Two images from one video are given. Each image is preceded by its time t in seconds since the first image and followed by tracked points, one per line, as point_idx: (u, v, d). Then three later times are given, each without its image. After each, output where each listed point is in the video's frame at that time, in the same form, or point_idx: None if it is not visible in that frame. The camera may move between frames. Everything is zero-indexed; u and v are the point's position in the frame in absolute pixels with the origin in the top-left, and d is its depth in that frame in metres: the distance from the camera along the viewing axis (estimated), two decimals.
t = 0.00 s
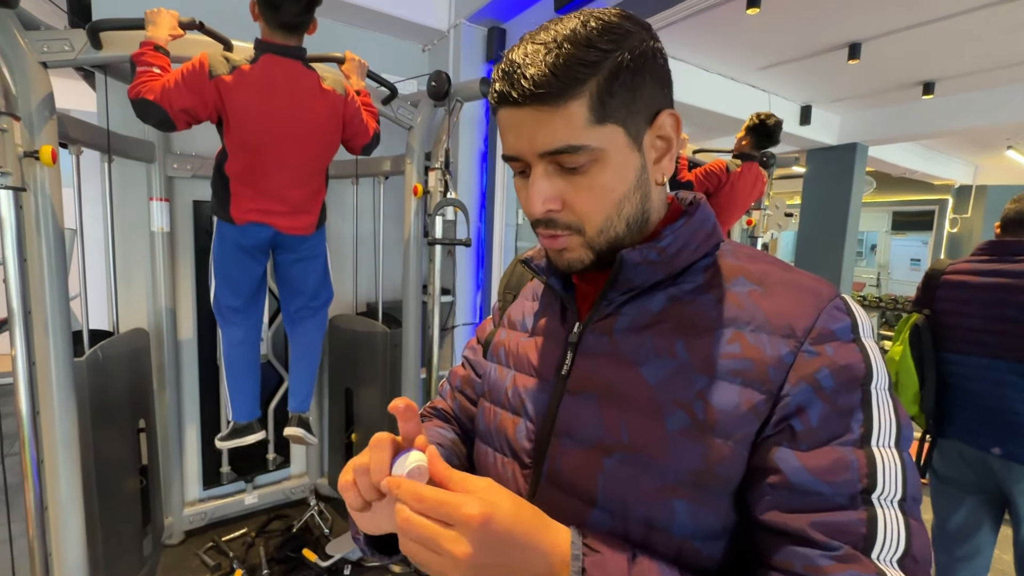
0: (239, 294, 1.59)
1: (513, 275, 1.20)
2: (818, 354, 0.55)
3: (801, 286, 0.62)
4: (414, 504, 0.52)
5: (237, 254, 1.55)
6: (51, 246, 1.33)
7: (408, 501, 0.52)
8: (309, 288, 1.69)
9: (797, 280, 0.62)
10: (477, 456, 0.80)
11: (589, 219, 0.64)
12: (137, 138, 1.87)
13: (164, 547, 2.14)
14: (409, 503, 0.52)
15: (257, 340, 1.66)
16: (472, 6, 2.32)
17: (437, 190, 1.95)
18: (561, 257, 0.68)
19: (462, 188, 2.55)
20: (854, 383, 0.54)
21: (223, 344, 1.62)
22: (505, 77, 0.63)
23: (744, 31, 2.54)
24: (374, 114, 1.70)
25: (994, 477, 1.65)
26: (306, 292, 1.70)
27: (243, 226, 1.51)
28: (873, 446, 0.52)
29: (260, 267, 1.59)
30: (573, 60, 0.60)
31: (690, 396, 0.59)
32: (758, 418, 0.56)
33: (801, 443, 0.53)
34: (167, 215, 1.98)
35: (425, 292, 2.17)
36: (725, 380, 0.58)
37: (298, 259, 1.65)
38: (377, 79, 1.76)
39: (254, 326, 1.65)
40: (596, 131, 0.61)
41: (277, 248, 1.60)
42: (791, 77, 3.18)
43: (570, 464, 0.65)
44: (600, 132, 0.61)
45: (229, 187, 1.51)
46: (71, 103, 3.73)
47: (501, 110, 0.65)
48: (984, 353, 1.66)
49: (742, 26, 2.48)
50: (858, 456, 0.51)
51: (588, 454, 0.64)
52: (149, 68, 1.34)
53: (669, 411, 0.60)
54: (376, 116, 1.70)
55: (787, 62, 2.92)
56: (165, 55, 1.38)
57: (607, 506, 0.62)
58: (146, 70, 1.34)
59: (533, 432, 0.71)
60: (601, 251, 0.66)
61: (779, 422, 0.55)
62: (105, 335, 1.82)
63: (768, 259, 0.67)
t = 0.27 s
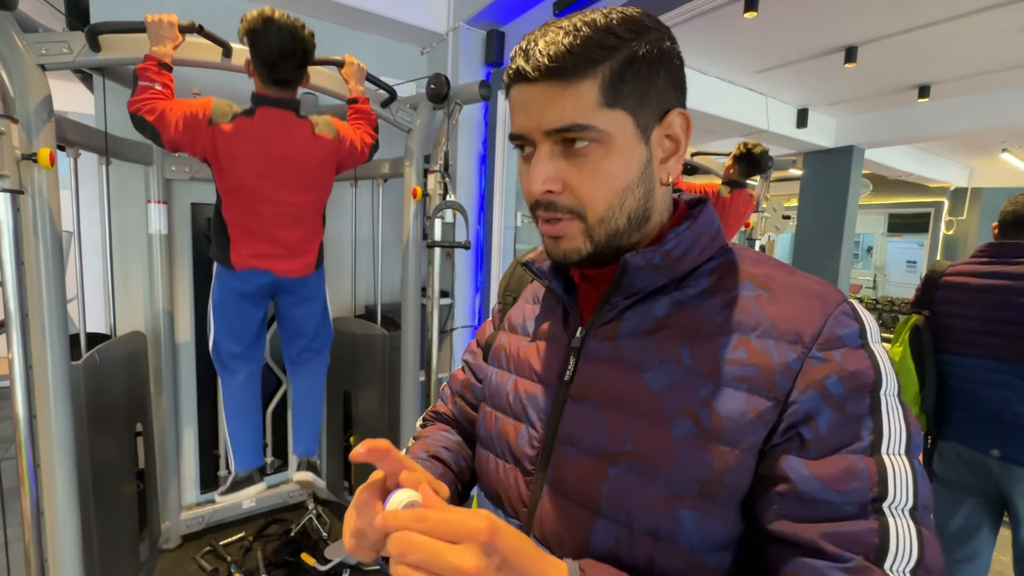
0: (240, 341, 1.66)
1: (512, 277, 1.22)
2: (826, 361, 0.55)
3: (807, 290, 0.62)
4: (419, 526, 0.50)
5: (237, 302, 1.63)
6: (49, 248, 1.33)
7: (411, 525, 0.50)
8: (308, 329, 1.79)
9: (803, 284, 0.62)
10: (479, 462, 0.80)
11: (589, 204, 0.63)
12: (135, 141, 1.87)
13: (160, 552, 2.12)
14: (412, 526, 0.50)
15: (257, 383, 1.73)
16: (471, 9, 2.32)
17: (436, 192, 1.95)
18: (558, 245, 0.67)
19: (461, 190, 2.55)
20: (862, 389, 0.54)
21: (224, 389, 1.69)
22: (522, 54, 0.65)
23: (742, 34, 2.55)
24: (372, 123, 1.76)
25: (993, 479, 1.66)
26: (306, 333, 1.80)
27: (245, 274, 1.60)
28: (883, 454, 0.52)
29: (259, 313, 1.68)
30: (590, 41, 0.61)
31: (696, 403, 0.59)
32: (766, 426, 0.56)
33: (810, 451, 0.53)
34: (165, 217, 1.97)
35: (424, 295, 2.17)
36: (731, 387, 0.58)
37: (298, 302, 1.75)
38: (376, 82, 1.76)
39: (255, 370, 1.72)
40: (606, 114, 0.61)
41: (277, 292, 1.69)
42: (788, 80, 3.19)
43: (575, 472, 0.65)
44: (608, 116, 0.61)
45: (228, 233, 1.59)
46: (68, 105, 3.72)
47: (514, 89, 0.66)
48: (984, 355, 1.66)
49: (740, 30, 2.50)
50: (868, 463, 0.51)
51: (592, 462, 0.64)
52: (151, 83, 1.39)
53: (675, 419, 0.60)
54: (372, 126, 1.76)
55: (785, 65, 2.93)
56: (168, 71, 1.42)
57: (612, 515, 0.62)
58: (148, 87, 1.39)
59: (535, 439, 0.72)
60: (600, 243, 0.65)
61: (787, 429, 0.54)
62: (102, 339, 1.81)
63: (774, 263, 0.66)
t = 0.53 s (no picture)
0: (240, 424, 1.75)
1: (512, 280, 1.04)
2: (830, 366, 0.55)
3: (809, 294, 0.62)
4: None
5: (236, 383, 1.74)
6: (46, 251, 1.32)
7: None
8: (306, 407, 1.87)
9: (805, 288, 0.62)
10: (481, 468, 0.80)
11: (623, 190, 0.64)
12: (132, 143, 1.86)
13: (157, 556, 2.11)
14: None
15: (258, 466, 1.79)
16: (470, 12, 2.33)
17: (436, 195, 1.97)
18: (580, 230, 0.66)
19: (459, 192, 2.54)
20: (866, 394, 0.54)
21: (227, 475, 1.75)
22: (569, 27, 0.64)
23: (739, 38, 2.56)
24: (362, 130, 1.80)
25: (991, 480, 1.68)
26: (304, 411, 1.88)
27: (240, 346, 1.71)
28: (889, 459, 0.52)
29: (258, 394, 1.78)
30: (641, 23, 0.63)
31: (699, 409, 0.59)
32: (770, 432, 0.56)
33: (814, 458, 0.53)
34: (162, 220, 1.97)
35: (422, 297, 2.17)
36: (735, 393, 0.58)
37: (295, 378, 1.84)
38: (374, 84, 1.77)
39: (256, 453, 1.79)
40: (648, 100, 0.63)
41: (276, 370, 1.79)
42: (784, 84, 3.22)
43: (580, 479, 0.65)
44: (650, 103, 0.63)
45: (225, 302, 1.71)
46: (65, 106, 3.71)
47: (555, 62, 0.65)
48: (981, 356, 1.67)
49: (737, 33, 2.51)
50: (874, 470, 0.51)
51: (596, 469, 0.64)
52: (166, 94, 1.47)
53: (679, 425, 0.60)
54: (361, 134, 1.80)
55: (781, 68, 2.95)
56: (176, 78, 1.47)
57: (616, 523, 0.62)
58: (163, 97, 1.47)
59: (537, 445, 0.71)
60: (624, 233, 0.65)
61: (791, 435, 0.55)
62: (99, 342, 1.80)
63: (776, 266, 0.66)
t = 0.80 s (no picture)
0: (232, 400, 1.74)
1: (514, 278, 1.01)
2: (835, 371, 0.55)
3: (817, 298, 0.61)
4: None
5: (232, 360, 1.72)
6: (41, 251, 1.31)
7: None
8: (304, 385, 1.87)
9: (812, 292, 0.61)
10: (485, 471, 0.80)
11: (652, 185, 0.65)
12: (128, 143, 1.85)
13: (151, 559, 2.08)
14: None
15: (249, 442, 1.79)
16: (468, 13, 2.33)
17: (433, 195, 1.95)
18: (603, 223, 0.65)
19: (456, 194, 2.55)
20: (872, 401, 0.53)
21: (216, 449, 1.75)
22: (613, 17, 0.66)
23: (736, 39, 2.57)
24: (365, 130, 1.80)
25: (987, 481, 1.68)
26: (302, 389, 1.88)
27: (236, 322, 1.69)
28: (894, 466, 0.51)
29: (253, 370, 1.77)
30: (684, 22, 0.65)
31: (703, 414, 0.59)
32: (774, 437, 0.55)
33: (818, 464, 0.53)
34: (158, 220, 1.96)
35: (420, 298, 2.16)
36: (739, 398, 0.58)
37: (291, 357, 1.84)
38: (373, 85, 1.77)
39: (247, 428, 1.79)
40: (683, 98, 0.65)
41: (271, 348, 1.79)
42: (780, 86, 3.23)
43: (582, 482, 0.65)
44: (684, 102, 0.65)
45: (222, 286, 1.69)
46: (60, 106, 3.69)
47: (595, 50, 0.66)
48: (977, 356, 1.67)
49: (734, 35, 2.52)
50: (878, 476, 0.51)
51: (599, 473, 0.64)
52: (156, 91, 1.46)
53: (682, 429, 0.60)
54: (365, 134, 1.80)
55: (778, 70, 2.97)
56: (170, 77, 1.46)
57: (619, 527, 0.62)
58: (152, 95, 1.45)
59: (540, 446, 0.71)
60: (647, 230, 0.66)
61: (797, 439, 0.54)
62: (94, 344, 1.79)
63: (782, 268, 0.66)
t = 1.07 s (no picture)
0: (228, 332, 1.67)
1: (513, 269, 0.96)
2: (841, 379, 0.55)
3: (825, 304, 0.61)
4: None
5: (227, 294, 1.64)
6: (36, 251, 1.31)
7: None
8: (301, 323, 1.78)
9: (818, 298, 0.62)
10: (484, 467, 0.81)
11: (673, 186, 0.65)
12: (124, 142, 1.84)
13: (147, 560, 2.08)
14: None
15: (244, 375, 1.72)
16: (466, 13, 2.33)
17: (430, 195, 1.95)
18: (620, 220, 0.66)
19: (454, 194, 2.56)
20: (875, 409, 0.54)
21: (211, 382, 1.69)
22: (649, 11, 0.65)
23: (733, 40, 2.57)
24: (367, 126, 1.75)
25: (982, 480, 1.69)
26: (299, 328, 1.79)
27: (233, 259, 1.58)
28: (898, 474, 0.52)
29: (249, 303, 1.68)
30: (717, 23, 0.66)
31: (707, 415, 0.59)
32: (778, 442, 0.56)
33: (826, 473, 0.53)
34: (153, 219, 1.95)
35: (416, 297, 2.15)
36: (744, 402, 0.58)
37: (288, 295, 1.73)
38: (370, 84, 1.76)
39: (244, 363, 1.72)
40: (710, 101, 0.65)
41: (268, 284, 1.67)
42: (776, 87, 3.25)
43: (583, 481, 0.65)
44: (710, 105, 0.66)
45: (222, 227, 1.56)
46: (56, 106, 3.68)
47: (627, 43, 0.65)
48: (973, 356, 1.68)
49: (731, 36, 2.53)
50: (884, 485, 0.52)
51: (599, 472, 0.64)
52: (146, 85, 1.40)
53: (685, 430, 0.60)
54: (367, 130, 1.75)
55: (774, 72, 2.98)
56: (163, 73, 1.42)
57: (621, 526, 0.62)
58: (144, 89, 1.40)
59: (539, 442, 0.71)
60: (663, 230, 0.66)
61: (802, 442, 0.55)
62: (89, 344, 1.78)
63: (787, 271, 0.66)
